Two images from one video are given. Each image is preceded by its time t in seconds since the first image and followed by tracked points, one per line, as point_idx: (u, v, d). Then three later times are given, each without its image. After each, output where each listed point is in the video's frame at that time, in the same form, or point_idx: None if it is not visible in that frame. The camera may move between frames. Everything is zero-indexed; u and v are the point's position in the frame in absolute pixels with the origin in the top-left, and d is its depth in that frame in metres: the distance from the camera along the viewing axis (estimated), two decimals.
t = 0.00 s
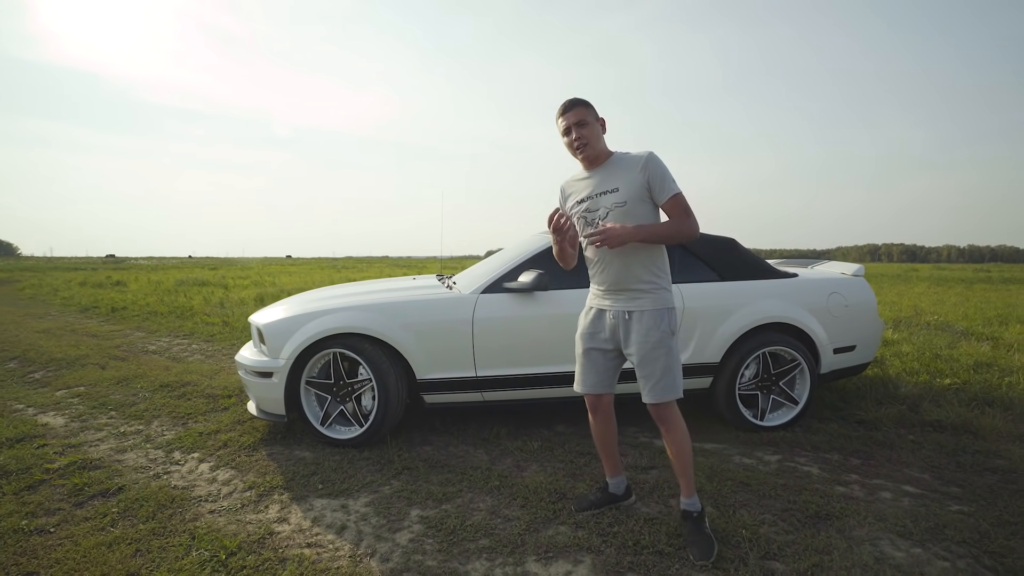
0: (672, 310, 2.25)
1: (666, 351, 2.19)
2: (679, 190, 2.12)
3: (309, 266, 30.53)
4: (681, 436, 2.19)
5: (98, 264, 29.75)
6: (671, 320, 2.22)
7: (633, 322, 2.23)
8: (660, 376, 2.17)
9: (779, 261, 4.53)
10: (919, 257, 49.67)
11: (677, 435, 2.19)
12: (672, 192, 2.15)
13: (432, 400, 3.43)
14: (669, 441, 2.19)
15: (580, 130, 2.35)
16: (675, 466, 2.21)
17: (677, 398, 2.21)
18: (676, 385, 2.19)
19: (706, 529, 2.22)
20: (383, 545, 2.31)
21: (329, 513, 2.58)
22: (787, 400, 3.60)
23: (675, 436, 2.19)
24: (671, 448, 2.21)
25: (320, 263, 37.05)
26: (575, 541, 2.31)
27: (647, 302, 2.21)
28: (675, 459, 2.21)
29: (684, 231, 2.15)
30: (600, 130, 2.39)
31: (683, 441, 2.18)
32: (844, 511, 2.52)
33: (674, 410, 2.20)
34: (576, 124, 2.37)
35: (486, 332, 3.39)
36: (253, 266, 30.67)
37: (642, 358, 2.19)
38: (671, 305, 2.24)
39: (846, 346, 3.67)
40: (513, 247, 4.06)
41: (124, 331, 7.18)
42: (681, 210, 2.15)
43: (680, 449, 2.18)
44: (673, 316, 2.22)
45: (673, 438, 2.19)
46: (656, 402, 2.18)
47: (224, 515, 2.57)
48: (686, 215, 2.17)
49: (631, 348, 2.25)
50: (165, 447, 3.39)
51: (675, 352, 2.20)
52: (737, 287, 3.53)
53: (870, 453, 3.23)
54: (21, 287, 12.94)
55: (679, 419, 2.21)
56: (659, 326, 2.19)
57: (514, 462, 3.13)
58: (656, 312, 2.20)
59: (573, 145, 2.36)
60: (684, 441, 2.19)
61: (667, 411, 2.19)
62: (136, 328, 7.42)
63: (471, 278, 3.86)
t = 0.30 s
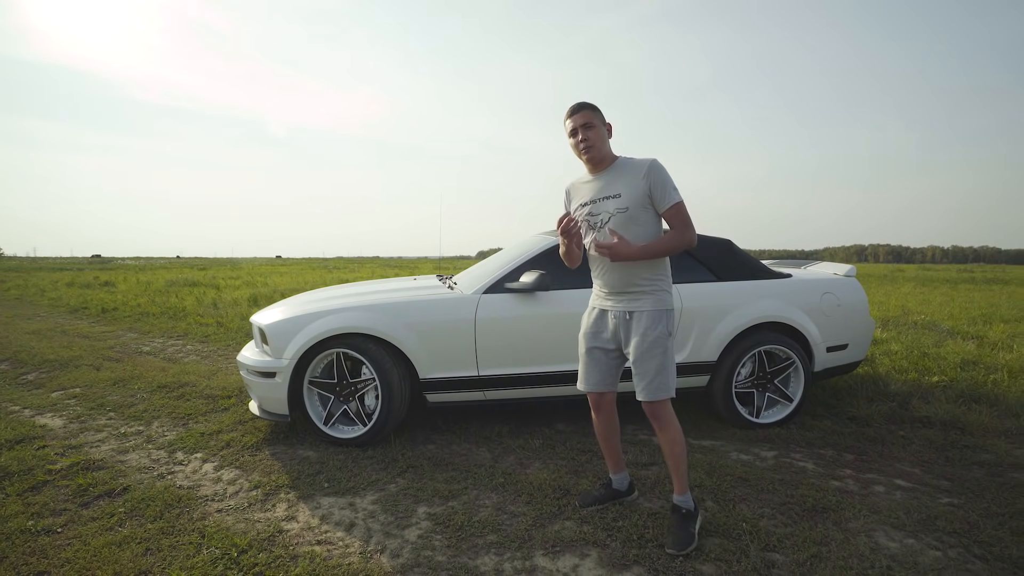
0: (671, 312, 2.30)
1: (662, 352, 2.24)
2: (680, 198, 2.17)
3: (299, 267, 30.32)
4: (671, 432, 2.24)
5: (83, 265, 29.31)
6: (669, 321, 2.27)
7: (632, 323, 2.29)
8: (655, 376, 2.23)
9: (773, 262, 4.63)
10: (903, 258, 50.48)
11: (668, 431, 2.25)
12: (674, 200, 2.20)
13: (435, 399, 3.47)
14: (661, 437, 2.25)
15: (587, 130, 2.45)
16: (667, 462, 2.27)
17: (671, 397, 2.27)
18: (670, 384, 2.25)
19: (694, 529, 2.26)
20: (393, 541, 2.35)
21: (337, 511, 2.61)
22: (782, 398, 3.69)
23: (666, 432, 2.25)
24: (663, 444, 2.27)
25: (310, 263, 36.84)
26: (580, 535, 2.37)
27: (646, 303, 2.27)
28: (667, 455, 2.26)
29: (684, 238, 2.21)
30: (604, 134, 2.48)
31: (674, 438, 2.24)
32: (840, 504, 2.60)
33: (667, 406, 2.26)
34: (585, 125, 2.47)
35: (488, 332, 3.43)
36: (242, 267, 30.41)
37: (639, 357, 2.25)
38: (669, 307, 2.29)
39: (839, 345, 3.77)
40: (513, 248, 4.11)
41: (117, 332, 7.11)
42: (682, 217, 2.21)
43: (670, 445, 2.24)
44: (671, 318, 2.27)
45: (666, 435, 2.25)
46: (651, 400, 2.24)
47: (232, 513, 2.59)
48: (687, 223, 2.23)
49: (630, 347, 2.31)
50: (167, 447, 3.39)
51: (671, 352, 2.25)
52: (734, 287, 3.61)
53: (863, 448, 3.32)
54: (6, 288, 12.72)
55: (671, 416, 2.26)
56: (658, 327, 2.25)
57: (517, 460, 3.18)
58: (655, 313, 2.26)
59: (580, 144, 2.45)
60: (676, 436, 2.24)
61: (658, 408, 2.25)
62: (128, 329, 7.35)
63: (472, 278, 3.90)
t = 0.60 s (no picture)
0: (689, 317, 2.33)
1: (680, 356, 2.27)
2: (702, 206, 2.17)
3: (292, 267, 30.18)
4: (683, 434, 2.29)
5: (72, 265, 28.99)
6: (686, 325, 2.30)
7: (649, 325, 2.33)
8: (672, 379, 2.26)
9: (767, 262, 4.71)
10: (892, 258, 51.10)
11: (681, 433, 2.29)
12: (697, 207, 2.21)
13: (437, 397, 3.50)
14: (671, 439, 2.30)
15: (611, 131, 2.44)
16: (675, 463, 2.31)
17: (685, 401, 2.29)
18: (686, 388, 2.28)
19: (694, 533, 2.27)
20: (401, 537, 2.38)
21: (343, 507, 2.64)
22: (777, 395, 3.76)
23: (678, 434, 2.30)
24: (674, 446, 2.31)
25: (303, 264, 36.68)
26: (584, 530, 2.41)
27: (664, 307, 2.31)
28: (676, 457, 2.31)
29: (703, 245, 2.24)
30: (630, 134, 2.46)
31: (684, 439, 2.29)
32: (836, 497, 2.66)
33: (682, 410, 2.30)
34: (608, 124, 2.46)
35: (490, 331, 3.47)
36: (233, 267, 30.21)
37: (655, 360, 2.28)
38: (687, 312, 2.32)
39: (833, 343, 3.84)
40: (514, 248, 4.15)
41: (111, 332, 7.07)
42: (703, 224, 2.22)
43: (681, 446, 2.29)
44: (688, 323, 2.30)
45: (676, 436, 2.30)
46: (667, 404, 2.27)
47: (239, 511, 2.61)
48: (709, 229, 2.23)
49: (646, 350, 2.35)
50: (170, 446, 3.40)
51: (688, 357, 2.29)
52: (731, 287, 3.67)
53: (857, 444, 3.40)
54: None
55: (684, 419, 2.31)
56: (675, 330, 2.28)
57: (519, 457, 3.22)
58: (673, 317, 2.30)
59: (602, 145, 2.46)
60: (687, 439, 2.29)
61: (671, 411, 2.28)
62: (122, 329, 7.31)
63: (473, 278, 3.94)
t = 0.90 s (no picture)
0: (709, 317, 2.33)
1: (695, 356, 2.29)
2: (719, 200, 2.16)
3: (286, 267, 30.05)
4: (694, 434, 2.33)
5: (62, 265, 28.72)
6: (703, 326, 2.31)
7: (666, 323, 2.38)
8: (684, 379, 2.30)
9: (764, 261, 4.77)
10: (883, 258, 51.58)
11: (694, 432, 2.34)
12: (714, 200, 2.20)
13: (439, 396, 3.52)
14: (682, 435, 2.34)
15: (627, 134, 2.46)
16: (684, 460, 2.35)
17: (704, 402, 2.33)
18: (703, 389, 2.31)
19: (697, 528, 2.31)
20: (406, 533, 2.40)
21: (347, 505, 2.65)
22: (775, 392, 3.81)
23: (691, 432, 2.34)
24: (685, 445, 2.35)
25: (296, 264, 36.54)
26: (588, 524, 2.44)
27: (682, 306, 2.33)
28: (686, 454, 2.36)
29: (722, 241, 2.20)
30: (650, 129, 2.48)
31: (696, 437, 2.33)
32: (834, 492, 2.71)
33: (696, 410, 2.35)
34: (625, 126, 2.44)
35: (492, 329, 3.50)
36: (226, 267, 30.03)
37: (669, 358, 2.34)
38: (707, 313, 2.32)
39: (829, 341, 3.90)
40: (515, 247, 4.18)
41: (106, 333, 7.02)
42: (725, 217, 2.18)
43: (693, 443, 2.33)
44: (705, 324, 2.30)
45: (688, 432, 2.35)
46: (678, 402, 2.32)
47: (243, 509, 2.62)
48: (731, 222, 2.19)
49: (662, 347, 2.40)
50: (171, 445, 3.39)
51: (704, 358, 2.30)
52: (729, 285, 3.72)
53: (853, 440, 3.45)
54: None
55: (696, 418, 2.36)
56: (690, 330, 2.30)
57: (521, 454, 3.24)
58: (689, 316, 2.31)
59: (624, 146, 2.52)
60: (699, 438, 2.34)
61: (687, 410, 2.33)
62: (117, 329, 7.26)
63: (473, 277, 3.97)
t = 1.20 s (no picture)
0: (722, 315, 2.36)
1: (707, 353, 2.33)
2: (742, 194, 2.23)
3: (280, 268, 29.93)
4: (698, 428, 2.39)
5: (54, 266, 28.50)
6: (715, 323, 2.34)
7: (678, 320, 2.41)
8: (695, 375, 2.33)
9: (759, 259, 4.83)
10: (875, 258, 51.99)
11: (698, 426, 2.40)
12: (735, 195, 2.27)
13: (439, 393, 3.56)
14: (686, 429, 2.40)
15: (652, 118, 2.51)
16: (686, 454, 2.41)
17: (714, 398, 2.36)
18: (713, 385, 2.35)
19: (696, 520, 2.35)
20: (410, 527, 2.43)
21: (351, 500, 2.68)
22: (771, 388, 3.87)
23: (694, 427, 2.40)
24: (689, 438, 2.41)
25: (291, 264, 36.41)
26: (589, 517, 2.48)
27: (695, 303, 2.37)
28: (689, 449, 2.41)
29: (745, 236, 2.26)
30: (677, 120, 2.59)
31: (700, 432, 2.39)
32: (829, 484, 2.76)
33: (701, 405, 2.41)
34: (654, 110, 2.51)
35: (493, 326, 3.53)
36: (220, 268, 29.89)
37: (680, 354, 2.38)
38: (720, 310, 2.35)
39: (824, 337, 3.96)
40: (514, 245, 4.23)
41: (102, 333, 7.00)
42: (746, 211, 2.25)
43: (697, 438, 2.39)
44: (716, 321, 2.34)
45: (692, 427, 2.40)
46: (688, 398, 2.36)
47: (248, 504, 2.64)
48: (753, 217, 2.25)
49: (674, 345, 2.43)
50: (173, 443, 3.41)
51: (716, 355, 2.33)
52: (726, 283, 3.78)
53: (847, 435, 3.51)
54: None
55: (700, 413, 2.42)
56: (703, 327, 2.34)
57: (521, 450, 3.28)
58: (701, 313, 2.35)
59: (642, 137, 2.57)
60: (702, 431, 2.40)
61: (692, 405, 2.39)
62: (112, 330, 7.23)
63: (473, 275, 4.00)
